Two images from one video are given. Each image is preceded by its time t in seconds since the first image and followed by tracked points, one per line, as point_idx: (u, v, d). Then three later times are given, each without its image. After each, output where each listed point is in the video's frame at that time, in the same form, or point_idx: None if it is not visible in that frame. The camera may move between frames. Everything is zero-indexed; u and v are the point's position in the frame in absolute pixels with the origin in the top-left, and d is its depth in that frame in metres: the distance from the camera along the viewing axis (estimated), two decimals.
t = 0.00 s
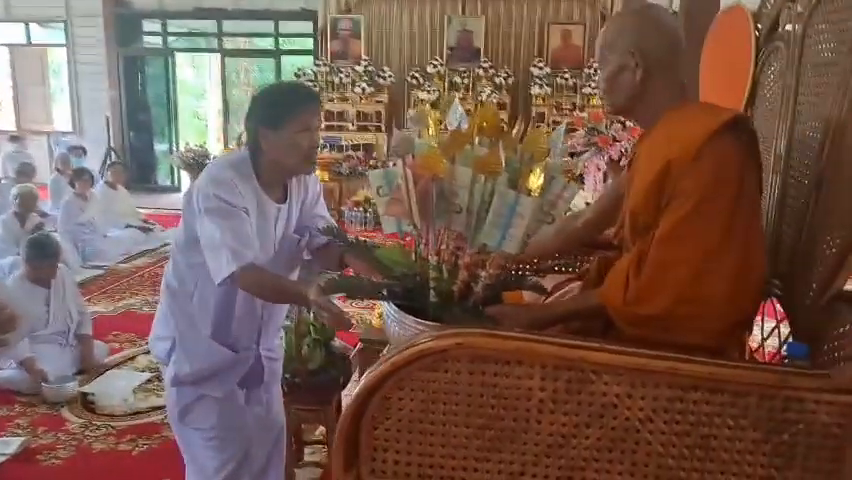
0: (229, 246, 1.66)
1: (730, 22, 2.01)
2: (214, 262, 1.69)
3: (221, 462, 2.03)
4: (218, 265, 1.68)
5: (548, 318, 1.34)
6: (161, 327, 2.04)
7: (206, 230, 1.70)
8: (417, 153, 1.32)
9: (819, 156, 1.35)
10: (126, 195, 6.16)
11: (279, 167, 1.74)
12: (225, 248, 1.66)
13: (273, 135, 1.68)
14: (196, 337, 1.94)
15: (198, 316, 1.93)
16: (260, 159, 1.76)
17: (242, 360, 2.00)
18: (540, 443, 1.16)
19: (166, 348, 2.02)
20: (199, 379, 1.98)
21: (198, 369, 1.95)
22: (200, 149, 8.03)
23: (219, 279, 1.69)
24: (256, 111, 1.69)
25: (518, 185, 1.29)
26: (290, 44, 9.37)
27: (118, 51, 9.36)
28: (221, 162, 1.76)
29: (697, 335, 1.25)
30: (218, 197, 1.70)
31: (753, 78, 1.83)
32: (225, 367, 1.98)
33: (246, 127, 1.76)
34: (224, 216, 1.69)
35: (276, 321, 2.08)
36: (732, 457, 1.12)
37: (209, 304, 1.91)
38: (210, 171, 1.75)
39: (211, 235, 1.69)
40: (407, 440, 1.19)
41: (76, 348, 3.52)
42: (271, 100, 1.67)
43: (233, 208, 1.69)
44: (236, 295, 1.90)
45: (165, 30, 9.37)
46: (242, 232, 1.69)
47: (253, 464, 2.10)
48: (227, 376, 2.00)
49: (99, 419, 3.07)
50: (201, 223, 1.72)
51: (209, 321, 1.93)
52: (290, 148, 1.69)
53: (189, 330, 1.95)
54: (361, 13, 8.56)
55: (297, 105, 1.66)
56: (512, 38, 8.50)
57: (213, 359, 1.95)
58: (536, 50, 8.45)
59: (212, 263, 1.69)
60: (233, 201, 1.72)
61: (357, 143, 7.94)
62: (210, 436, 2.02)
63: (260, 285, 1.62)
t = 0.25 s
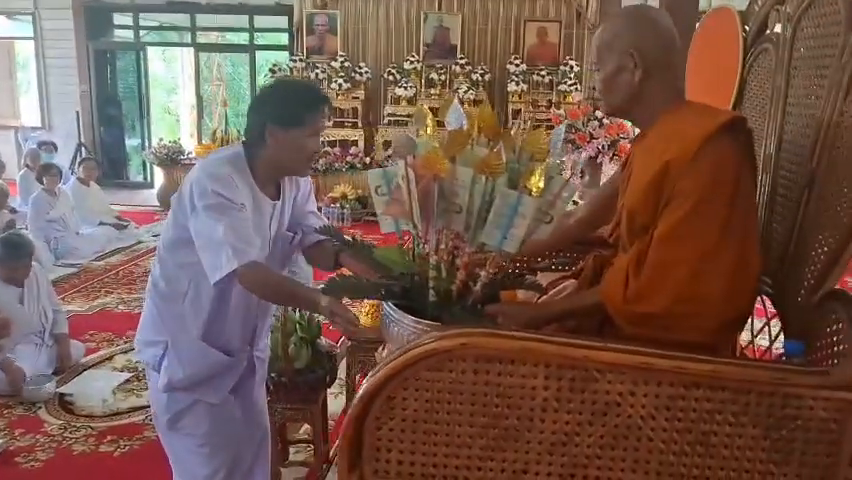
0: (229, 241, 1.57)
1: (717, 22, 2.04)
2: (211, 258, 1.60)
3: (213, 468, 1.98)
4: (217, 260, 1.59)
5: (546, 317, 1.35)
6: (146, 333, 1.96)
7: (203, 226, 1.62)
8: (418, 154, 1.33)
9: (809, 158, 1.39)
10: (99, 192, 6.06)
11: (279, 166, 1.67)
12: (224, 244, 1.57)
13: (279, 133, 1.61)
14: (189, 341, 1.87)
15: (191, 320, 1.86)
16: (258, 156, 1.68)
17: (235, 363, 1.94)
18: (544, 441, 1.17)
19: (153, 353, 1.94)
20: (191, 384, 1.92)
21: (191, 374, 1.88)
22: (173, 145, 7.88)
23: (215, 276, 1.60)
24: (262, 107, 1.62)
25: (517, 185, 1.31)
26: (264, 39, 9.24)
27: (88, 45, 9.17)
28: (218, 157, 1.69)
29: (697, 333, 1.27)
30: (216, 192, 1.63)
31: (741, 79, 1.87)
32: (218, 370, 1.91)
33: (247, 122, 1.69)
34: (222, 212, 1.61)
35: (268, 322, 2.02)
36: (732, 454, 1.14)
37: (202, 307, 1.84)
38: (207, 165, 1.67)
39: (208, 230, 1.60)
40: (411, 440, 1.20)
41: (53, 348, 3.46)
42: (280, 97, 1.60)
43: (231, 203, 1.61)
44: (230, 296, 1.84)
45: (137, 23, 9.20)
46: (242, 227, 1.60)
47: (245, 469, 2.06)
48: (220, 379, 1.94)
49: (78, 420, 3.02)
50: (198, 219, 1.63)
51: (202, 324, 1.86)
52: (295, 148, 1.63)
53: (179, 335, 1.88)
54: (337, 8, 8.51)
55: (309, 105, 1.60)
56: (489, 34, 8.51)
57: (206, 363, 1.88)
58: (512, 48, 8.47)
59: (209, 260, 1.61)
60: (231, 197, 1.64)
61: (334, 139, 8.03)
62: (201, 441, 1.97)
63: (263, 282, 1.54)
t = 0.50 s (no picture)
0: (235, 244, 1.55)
1: (709, 26, 2.07)
2: (212, 261, 1.57)
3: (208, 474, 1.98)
4: (220, 263, 1.56)
5: (546, 316, 1.37)
6: (139, 338, 1.93)
7: (204, 230, 1.59)
8: (421, 156, 1.34)
9: (803, 161, 1.42)
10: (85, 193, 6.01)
11: (281, 169, 1.67)
12: (230, 246, 1.55)
13: (284, 138, 1.62)
14: (186, 347, 1.86)
15: (188, 326, 1.85)
16: (259, 159, 1.68)
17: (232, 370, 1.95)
18: (546, 440, 1.18)
19: (147, 359, 1.92)
20: (187, 390, 1.91)
21: (189, 380, 1.88)
22: (160, 146, 7.82)
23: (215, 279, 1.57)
24: (266, 111, 1.62)
25: (520, 187, 1.33)
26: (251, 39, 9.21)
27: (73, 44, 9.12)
28: (218, 160, 1.68)
29: (694, 333, 1.29)
30: (219, 195, 1.61)
31: (735, 81, 1.90)
32: (216, 377, 1.91)
33: (250, 124, 1.69)
34: (225, 214, 1.60)
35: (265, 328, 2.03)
36: (730, 451, 1.16)
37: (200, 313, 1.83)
38: (208, 168, 1.66)
39: (211, 233, 1.58)
40: (414, 440, 1.21)
41: (42, 349, 3.43)
42: (285, 102, 1.60)
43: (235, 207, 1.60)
44: (229, 302, 1.83)
45: (123, 23, 9.13)
46: (246, 228, 1.58)
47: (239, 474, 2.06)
48: (217, 385, 1.94)
49: (69, 423, 2.99)
50: (199, 221, 1.61)
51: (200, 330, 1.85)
52: (298, 154, 1.64)
53: (176, 341, 1.86)
54: (325, 9, 8.52)
55: (315, 110, 1.60)
56: (477, 35, 8.53)
57: (204, 369, 1.88)
58: (500, 49, 8.50)
59: (208, 263, 1.58)
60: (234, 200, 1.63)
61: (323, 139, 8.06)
62: (196, 448, 1.97)
63: (269, 285, 1.51)
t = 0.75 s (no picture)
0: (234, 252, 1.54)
1: (703, 32, 2.09)
2: (210, 268, 1.57)
3: None
4: (219, 270, 1.55)
5: (543, 319, 1.37)
6: (133, 345, 1.91)
7: (203, 237, 1.59)
8: (421, 161, 1.35)
9: (797, 165, 1.44)
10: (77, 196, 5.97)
11: (282, 177, 1.68)
12: (230, 254, 1.54)
13: (287, 147, 1.63)
14: (182, 355, 1.84)
15: (185, 334, 1.84)
16: (260, 166, 1.68)
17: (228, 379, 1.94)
18: (544, 443, 1.19)
19: (141, 366, 1.90)
20: (183, 398, 1.90)
21: (185, 389, 1.86)
22: (152, 148, 7.77)
23: (213, 288, 1.56)
24: (270, 118, 1.62)
25: (520, 190, 1.35)
26: (244, 42, 9.18)
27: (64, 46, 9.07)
28: (217, 167, 1.68)
29: (691, 336, 1.30)
30: (218, 202, 1.61)
31: (728, 86, 1.92)
32: (212, 385, 1.90)
33: (254, 130, 1.68)
34: (225, 222, 1.60)
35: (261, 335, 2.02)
36: (727, 453, 1.16)
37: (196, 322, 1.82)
38: (207, 175, 1.66)
39: (210, 241, 1.57)
40: (413, 443, 1.22)
41: (34, 353, 3.41)
42: (290, 110, 1.60)
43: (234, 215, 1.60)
44: (226, 310, 1.83)
45: (115, 25, 9.10)
46: (245, 236, 1.57)
47: None
48: (212, 394, 1.93)
49: (61, 427, 2.98)
50: (196, 228, 1.61)
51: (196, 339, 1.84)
52: (301, 163, 1.64)
53: (171, 349, 1.85)
54: (319, 12, 8.52)
55: (319, 120, 1.60)
56: (470, 39, 8.55)
57: (200, 377, 1.86)
58: (493, 53, 8.54)
59: (206, 271, 1.57)
60: (233, 208, 1.63)
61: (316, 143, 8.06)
62: (190, 456, 1.96)
63: (272, 294, 1.50)
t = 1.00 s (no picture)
0: (236, 262, 1.54)
1: (701, 39, 2.10)
2: (211, 278, 1.57)
3: None
4: (221, 281, 1.55)
5: (542, 325, 1.37)
6: (132, 354, 1.90)
7: (205, 246, 1.59)
8: (422, 167, 1.35)
9: (796, 171, 1.45)
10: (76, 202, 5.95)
11: (288, 187, 1.68)
12: (233, 264, 1.54)
13: (306, 161, 1.62)
14: (183, 364, 1.84)
15: (186, 343, 1.83)
16: (266, 174, 1.67)
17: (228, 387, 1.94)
18: (543, 448, 1.19)
19: (140, 375, 1.89)
20: (183, 407, 1.89)
21: (185, 398, 1.85)
22: (150, 154, 7.77)
23: (215, 298, 1.57)
24: (283, 130, 1.60)
25: (521, 197, 1.35)
26: (242, 48, 9.18)
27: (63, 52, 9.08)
28: (222, 174, 1.68)
29: (692, 342, 1.30)
30: (221, 210, 1.60)
31: (726, 92, 1.93)
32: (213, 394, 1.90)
33: (268, 138, 1.64)
34: (228, 231, 1.59)
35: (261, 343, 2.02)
36: (726, 458, 1.17)
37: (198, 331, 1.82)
38: (212, 182, 1.65)
39: (212, 250, 1.57)
40: (412, 449, 1.22)
41: (32, 359, 3.40)
42: (305, 123, 1.59)
43: (238, 224, 1.60)
44: (228, 319, 1.82)
45: (114, 31, 9.11)
46: (248, 246, 1.57)
47: None
48: (212, 403, 1.93)
49: (59, 433, 2.97)
50: (198, 237, 1.61)
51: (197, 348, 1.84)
52: (311, 175, 1.65)
53: (172, 358, 1.84)
54: (317, 19, 8.54)
55: (333, 133, 1.61)
56: (468, 46, 8.58)
57: (200, 386, 1.86)
58: (491, 59, 8.55)
59: (208, 280, 1.57)
60: (237, 216, 1.62)
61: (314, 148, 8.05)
62: (189, 465, 1.95)
63: (274, 304, 1.51)
